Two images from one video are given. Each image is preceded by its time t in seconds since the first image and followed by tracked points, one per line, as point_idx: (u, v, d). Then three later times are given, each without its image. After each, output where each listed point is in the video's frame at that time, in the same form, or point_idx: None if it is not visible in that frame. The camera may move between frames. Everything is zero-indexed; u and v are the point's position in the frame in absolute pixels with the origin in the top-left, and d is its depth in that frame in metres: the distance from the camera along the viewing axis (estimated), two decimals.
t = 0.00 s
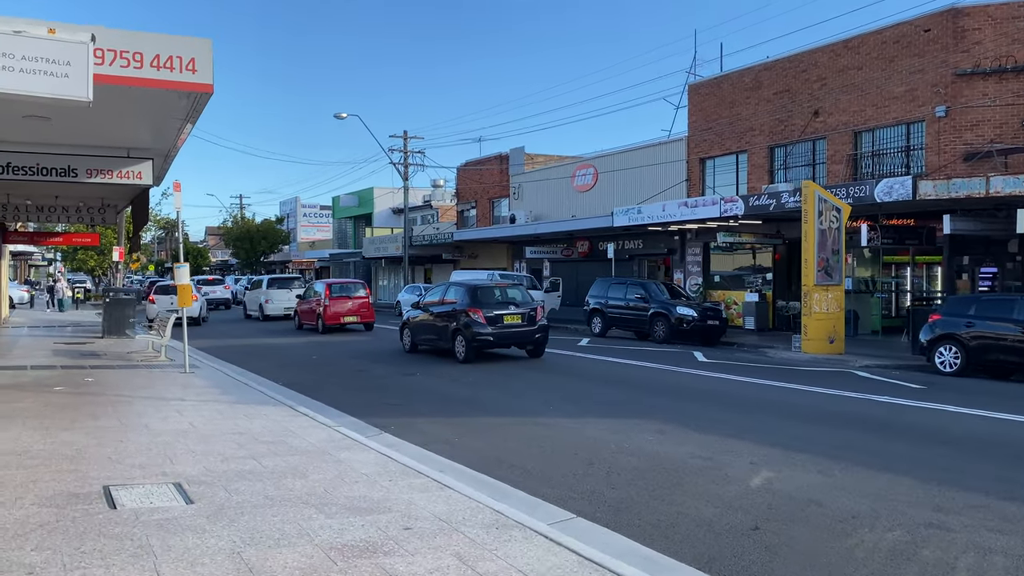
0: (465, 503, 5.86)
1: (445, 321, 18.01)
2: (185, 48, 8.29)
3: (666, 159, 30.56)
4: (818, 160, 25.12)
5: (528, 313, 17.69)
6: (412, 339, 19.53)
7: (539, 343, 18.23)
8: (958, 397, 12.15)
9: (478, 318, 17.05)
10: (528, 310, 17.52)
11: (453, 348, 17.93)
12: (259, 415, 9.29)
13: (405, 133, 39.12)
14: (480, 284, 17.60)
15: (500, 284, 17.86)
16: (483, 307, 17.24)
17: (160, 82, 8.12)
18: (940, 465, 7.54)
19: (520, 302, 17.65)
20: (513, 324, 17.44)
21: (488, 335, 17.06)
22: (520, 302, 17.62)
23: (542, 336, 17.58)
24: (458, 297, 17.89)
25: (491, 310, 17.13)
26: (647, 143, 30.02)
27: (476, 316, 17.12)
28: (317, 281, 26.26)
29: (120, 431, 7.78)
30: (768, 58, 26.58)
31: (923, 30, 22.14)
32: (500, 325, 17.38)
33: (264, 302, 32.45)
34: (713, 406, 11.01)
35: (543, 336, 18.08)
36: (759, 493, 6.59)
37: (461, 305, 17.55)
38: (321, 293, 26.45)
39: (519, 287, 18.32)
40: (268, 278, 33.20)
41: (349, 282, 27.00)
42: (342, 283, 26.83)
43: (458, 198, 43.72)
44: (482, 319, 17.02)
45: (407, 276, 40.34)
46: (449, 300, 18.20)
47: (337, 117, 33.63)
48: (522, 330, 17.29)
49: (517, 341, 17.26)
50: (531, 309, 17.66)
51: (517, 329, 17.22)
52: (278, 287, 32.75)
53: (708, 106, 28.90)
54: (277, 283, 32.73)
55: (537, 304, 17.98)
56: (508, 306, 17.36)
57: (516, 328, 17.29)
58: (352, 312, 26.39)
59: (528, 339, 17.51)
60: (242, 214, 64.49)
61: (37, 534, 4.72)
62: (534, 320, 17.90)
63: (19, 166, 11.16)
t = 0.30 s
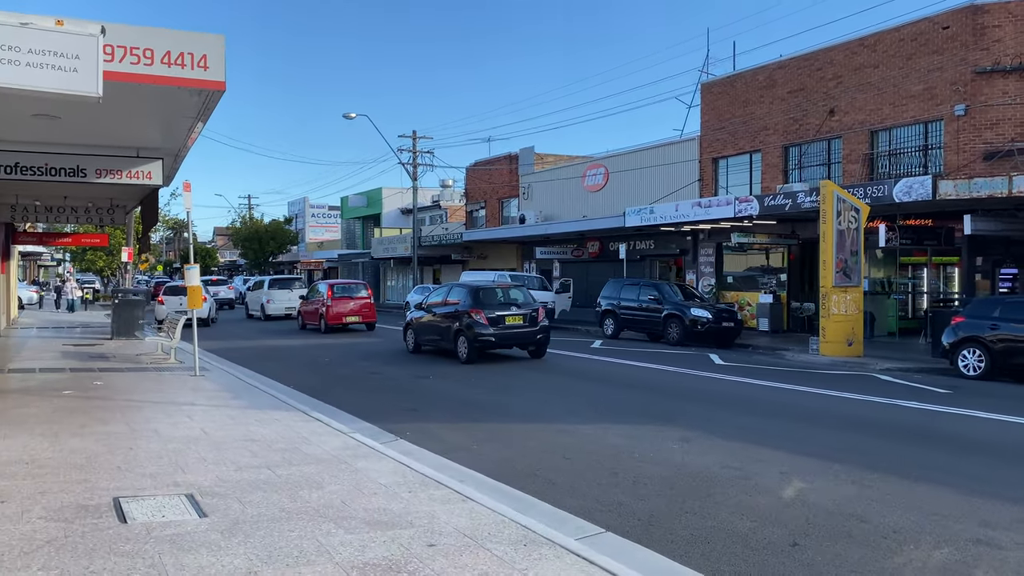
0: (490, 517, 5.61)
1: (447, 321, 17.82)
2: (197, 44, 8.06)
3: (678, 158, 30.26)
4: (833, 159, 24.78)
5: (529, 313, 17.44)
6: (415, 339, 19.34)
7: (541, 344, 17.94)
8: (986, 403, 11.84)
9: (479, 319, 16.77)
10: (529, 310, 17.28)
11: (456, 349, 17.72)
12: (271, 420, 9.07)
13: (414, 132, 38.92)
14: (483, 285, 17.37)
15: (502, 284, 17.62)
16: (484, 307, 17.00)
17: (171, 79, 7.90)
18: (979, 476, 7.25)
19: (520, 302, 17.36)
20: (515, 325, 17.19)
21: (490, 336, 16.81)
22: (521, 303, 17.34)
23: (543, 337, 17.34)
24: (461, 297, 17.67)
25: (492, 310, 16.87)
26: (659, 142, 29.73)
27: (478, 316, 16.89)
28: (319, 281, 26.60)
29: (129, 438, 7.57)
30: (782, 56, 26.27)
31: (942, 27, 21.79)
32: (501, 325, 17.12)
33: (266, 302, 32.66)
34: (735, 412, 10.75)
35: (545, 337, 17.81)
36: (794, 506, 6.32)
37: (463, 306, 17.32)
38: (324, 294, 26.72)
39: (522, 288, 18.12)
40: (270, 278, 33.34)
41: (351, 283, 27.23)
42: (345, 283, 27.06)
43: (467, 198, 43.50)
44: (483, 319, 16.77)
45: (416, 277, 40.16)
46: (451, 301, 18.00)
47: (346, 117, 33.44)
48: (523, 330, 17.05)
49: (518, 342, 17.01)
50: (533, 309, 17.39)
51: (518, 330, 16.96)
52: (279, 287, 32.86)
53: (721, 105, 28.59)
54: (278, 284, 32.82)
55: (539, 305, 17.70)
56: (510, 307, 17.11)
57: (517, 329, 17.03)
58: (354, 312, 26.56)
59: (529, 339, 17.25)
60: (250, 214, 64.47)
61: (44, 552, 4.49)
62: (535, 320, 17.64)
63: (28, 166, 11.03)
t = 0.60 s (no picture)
0: (517, 523, 5.34)
1: (452, 319, 17.76)
2: (211, 33, 7.84)
3: (694, 156, 29.93)
4: (852, 156, 24.37)
5: (533, 312, 17.33)
6: (421, 337, 19.22)
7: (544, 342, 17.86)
8: (1019, 404, 11.49)
9: (484, 317, 16.74)
10: (532, 309, 17.23)
11: (460, 347, 17.64)
12: (286, 420, 8.85)
13: (426, 131, 38.73)
14: (487, 283, 17.33)
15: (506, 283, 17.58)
16: (489, 305, 16.95)
17: (184, 70, 7.68)
18: None
19: (524, 301, 17.31)
20: (519, 323, 17.13)
21: (494, 334, 16.75)
22: (526, 301, 17.29)
23: (546, 333, 17.36)
24: (466, 296, 17.63)
25: (497, 309, 16.83)
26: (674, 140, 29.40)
27: (482, 314, 16.87)
28: (326, 281, 27.00)
29: (141, 440, 7.34)
30: (800, 53, 25.90)
31: (965, 22, 21.38)
32: (506, 324, 17.08)
33: (270, 300, 32.93)
34: (760, 413, 10.46)
35: (549, 335, 17.75)
36: (835, 515, 6.02)
37: (468, 305, 17.30)
38: (330, 293, 27.15)
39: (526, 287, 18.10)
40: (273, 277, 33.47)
41: (357, 282, 27.68)
42: (350, 282, 27.41)
43: (479, 198, 43.24)
44: (488, 318, 16.71)
45: (428, 276, 39.93)
46: (456, 299, 17.95)
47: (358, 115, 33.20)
48: (527, 329, 17.01)
49: (523, 339, 16.97)
50: (537, 308, 17.34)
51: (522, 328, 16.91)
52: (283, 287, 33.10)
53: (737, 102, 28.25)
54: (281, 283, 33.00)
55: (543, 303, 17.64)
56: (515, 305, 17.06)
57: (520, 328, 16.95)
58: (359, 311, 26.88)
59: (533, 337, 17.21)
60: (262, 214, 64.50)
61: (51, 561, 4.25)
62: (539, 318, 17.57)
63: (39, 162, 10.81)
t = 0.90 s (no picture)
0: (550, 541, 5.07)
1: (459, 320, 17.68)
2: (228, 29, 7.60)
3: (713, 155, 29.52)
4: (877, 155, 23.90)
5: (540, 313, 17.19)
6: (430, 338, 19.15)
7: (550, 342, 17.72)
8: None
9: (491, 318, 16.65)
10: (538, 310, 17.11)
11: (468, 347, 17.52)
12: (305, 426, 8.62)
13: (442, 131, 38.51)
14: (495, 284, 17.24)
15: (513, 284, 17.49)
16: (495, 306, 16.86)
17: (200, 66, 7.45)
18: None
19: (531, 302, 17.20)
20: (525, 324, 17.01)
21: (501, 335, 16.64)
22: (532, 302, 17.18)
23: (552, 335, 17.28)
24: (473, 297, 17.54)
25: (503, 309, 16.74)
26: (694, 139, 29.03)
27: (489, 315, 16.75)
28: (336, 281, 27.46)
29: (157, 447, 7.12)
30: (823, 50, 25.45)
31: (994, 17, 20.86)
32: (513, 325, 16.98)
33: (278, 300, 33.49)
34: (790, 420, 10.14)
35: (556, 336, 17.64)
36: (884, 532, 5.72)
37: (475, 306, 17.22)
38: (340, 293, 27.64)
39: (532, 288, 18.01)
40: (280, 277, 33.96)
41: (367, 282, 28.13)
42: (359, 283, 27.89)
43: (495, 198, 42.96)
44: (495, 318, 16.60)
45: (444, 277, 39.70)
46: (463, 300, 17.86)
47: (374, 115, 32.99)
48: (533, 329, 16.92)
49: (529, 340, 16.85)
50: (543, 308, 17.23)
51: (529, 329, 16.78)
52: (291, 287, 33.60)
53: (758, 101, 27.82)
54: (290, 283, 33.44)
55: (550, 304, 17.53)
56: (521, 306, 16.96)
57: (527, 328, 16.84)
58: (369, 311, 27.29)
59: (540, 338, 17.10)
60: (277, 214, 64.55)
61: None
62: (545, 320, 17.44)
63: (53, 162, 10.61)
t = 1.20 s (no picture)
0: (595, 553, 4.81)
1: (470, 319, 17.80)
2: (255, 21, 7.40)
3: (739, 154, 29.13)
4: (908, 153, 23.40)
5: (550, 312, 17.29)
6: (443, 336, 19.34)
7: (560, 340, 17.80)
8: None
9: (501, 316, 16.79)
10: (548, 309, 17.19)
11: (480, 346, 17.65)
12: (332, 428, 8.43)
13: (463, 130, 38.33)
14: (505, 284, 17.35)
15: (524, 284, 17.60)
16: (506, 306, 16.98)
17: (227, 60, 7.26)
18: None
19: (541, 301, 17.29)
20: (535, 323, 17.12)
21: (511, 333, 16.77)
22: (542, 301, 17.28)
23: (562, 334, 17.33)
24: (485, 296, 17.65)
25: (514, 308, 16.88)
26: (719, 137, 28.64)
27: (499, 314, 16.88)
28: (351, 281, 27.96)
29: (182, 450, 6.95)
30: (851, 46, 24.99)
31: None
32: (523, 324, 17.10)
33: (291, 300, 34.26)
34: (829, 422, 9.83)
35: (566, 334, 17.72)
36: (944, 544, 5.42)
37: (486, 304, 17.37)
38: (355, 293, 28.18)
39: (542, 287, 18.09)
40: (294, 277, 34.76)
41: (381, 282, 28.61)
42: (375, 282, 28.37)
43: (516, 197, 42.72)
44: (505, 317, 16.73)
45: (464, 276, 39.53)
46: (475, 299, 17.98)
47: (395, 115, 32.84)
48: (543, 327, 17.02)
49: (539, 339, 16.96)
50: (553, 307, 17.29)
51: (539, 327, 16.90)
52: (305, 287, 34.46)
53: (785, 98, 27.38)
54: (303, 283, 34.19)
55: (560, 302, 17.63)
56: (531, 305, 17.08)
57: (537, 327, 16.95)
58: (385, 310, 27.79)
59: (550, 337, 17.18)
60: (298, 214, 64.78)
61: None
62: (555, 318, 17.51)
63: (77, 160, 10.49)
